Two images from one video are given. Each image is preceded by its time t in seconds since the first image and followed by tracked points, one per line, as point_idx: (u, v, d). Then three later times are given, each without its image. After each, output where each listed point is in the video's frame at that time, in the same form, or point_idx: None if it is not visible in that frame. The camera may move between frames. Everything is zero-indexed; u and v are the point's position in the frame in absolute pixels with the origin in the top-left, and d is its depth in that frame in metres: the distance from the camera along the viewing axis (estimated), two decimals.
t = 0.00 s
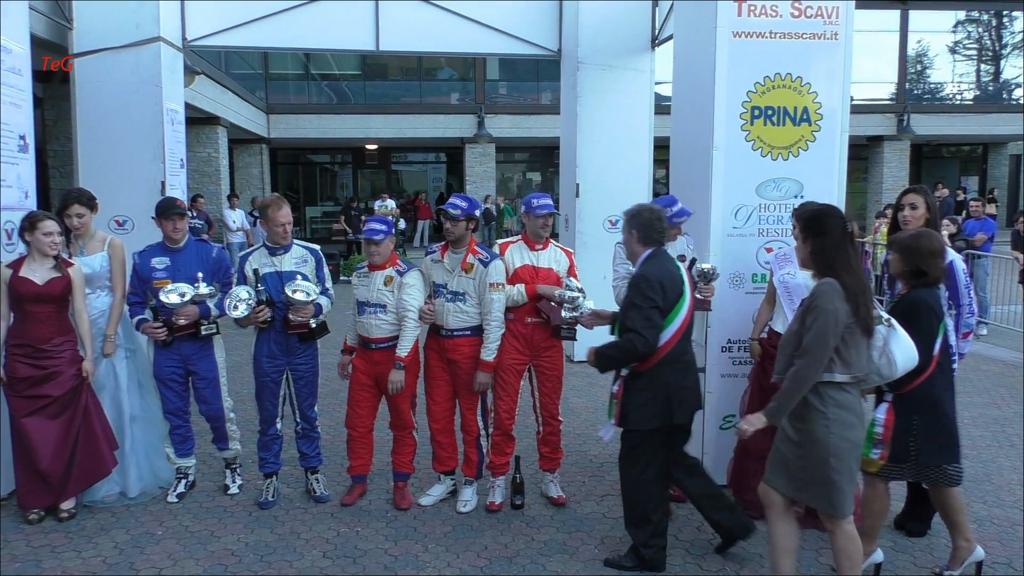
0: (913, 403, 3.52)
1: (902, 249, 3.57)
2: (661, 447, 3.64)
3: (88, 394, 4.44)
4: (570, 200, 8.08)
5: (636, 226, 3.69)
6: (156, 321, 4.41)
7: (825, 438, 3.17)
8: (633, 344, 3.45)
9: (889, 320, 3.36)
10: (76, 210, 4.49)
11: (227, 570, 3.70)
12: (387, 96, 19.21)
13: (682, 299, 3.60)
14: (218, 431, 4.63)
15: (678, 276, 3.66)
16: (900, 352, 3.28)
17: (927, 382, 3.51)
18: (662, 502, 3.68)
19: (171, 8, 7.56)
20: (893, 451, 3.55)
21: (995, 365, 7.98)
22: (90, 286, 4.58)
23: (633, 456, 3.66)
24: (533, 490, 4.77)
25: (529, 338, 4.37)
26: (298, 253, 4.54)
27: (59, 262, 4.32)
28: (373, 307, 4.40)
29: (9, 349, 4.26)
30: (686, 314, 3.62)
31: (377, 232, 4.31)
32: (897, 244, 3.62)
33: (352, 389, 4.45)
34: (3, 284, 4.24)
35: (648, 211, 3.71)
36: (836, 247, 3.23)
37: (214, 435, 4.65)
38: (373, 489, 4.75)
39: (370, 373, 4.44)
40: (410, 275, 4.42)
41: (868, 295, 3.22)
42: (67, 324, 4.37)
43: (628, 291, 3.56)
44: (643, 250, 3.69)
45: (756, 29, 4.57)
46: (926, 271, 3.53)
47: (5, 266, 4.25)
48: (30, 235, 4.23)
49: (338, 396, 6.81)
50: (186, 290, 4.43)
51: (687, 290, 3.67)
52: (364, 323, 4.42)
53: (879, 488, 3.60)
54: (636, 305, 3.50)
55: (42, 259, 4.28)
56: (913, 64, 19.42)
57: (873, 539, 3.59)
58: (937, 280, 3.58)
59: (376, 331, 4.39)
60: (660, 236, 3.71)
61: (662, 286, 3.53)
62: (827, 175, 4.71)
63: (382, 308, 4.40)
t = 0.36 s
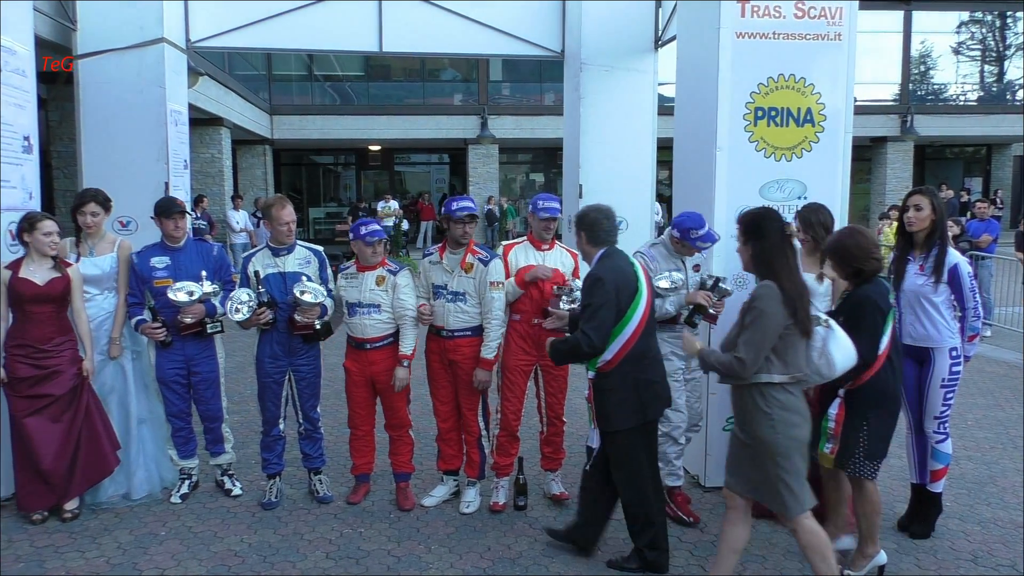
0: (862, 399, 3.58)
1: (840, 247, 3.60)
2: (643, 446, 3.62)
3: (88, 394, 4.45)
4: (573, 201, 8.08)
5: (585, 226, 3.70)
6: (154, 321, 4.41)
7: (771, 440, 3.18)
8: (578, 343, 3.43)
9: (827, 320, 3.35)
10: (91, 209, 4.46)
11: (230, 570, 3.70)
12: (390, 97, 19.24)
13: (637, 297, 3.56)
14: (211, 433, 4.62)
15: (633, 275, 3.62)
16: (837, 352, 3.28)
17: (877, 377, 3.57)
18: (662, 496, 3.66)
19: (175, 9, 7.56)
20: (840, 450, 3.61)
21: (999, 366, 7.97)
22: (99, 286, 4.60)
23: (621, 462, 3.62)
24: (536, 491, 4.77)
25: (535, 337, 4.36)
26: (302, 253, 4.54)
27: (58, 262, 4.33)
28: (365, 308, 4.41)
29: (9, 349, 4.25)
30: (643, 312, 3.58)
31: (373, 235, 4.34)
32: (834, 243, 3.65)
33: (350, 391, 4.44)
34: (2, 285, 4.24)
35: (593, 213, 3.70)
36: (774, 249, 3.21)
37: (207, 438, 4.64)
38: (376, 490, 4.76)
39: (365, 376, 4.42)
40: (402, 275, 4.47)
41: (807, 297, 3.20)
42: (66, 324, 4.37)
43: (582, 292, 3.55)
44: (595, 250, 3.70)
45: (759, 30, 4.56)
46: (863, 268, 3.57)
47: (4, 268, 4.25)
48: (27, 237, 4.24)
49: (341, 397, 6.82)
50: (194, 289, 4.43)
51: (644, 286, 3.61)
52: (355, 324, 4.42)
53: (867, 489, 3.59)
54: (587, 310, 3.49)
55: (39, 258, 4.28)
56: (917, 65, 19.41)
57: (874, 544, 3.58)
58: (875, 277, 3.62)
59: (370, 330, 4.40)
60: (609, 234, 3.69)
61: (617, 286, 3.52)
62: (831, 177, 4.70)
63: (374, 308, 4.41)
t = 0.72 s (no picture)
0: (830, 395, 3.63)
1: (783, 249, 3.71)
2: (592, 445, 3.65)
3: (88, 394, 4.45)
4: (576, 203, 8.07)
5: (558, 223, 3.73)
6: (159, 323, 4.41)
7: (702, 435, 3.22)
8: (559, 334, 3.48)
9: (767, 316, 3.48)
10: (101, 210, 4.47)
11: (234, 571, 3.71)
12: (394, 99, 19.28)
13: (603, 291, 3.64)
14: (217, 436, 4.62)
15: (599, 272, 3.68)
16: (776, 345, 3.37)
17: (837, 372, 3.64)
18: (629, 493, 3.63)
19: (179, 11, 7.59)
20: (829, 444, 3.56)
21: (1005, 367, 7.94)
22: (105, 289, 4.60)
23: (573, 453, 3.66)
24: (539, 492, 4.77)
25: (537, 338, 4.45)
26: (302, 256, 4.55)
27: (56, 266, 4.33)
28: (356, 310, 4.41)
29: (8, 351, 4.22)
30: (605, 310, 3.63)
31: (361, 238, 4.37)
32: (777, 248, 3.76)
33: (347, 394, 4.46)
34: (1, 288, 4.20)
35: (568, 210, 3.74)
36: (715, 245, 3.28)
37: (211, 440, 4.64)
38: (379, 492, 4.76)
39: (359, 378, 4.42)
40: (394, 276, 4.47)
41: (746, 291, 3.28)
42: (65, 325, 4.37)
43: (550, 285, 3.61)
44: (567, 246, 3.75)
45: (762, 32, 4.56)
46: (806, 268, 3.65)
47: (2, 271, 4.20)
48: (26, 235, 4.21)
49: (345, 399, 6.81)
50: (200, 291, 4.44)
51: (608, 284, 3.68)
52: (347, 325, 4.42)
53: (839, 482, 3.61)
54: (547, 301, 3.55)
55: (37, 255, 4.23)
56: (921, 66, 19.40)
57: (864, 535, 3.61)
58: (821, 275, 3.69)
59: (360, 332, 4.40)
60: (582, 232, 3.75)
61: (582, 279, 3.58)
62: (835, 178, 4.69)
63: (367, 310, 4.40)
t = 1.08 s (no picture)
0: (794, 393, 3.66)
1: (765, 245, 3.77)
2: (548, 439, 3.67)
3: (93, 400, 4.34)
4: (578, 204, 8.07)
5: (540, 221, 3.76)
6: (162, 325, 4.44)
7: (644, 426, 3.34)
8: (518, 331, 3.50)
9: (726, 317, 3.50)
10: (100, 212, 4.45)
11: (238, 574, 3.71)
12: (396, 101, 19.30)
13: (571, 288, 3.61)
14: (221, 439, 4.62)
15: (572, 270, 3.66)
16: (730, 347, 3.40)
17: (805, 371, 3.67)
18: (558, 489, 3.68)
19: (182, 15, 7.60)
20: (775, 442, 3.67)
21: (1009, 369, 7.91)
22: (108, 292, 4.59)
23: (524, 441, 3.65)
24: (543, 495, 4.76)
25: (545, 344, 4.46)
26: (303, 257, 4.55)
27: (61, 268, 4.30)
28: (365, 312, 4.42)
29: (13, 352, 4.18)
30: (574, 307, 3.61)
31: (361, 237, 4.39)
32: (760, 242, 3.82)
33: (351, 393, 4.46)
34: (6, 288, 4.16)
35: (550, 209, 3.77)
36: (665, 247, 3.33)
37: (215, 443, 4.64)
38: (382, 494, 4.76)
39: (365, 377, 4.45)
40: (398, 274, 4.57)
41: (695, 292, 3.34)
42: (70, 328, 4.28)
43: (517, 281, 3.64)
44: (546, 244, 3.77)
45: (765, 33, 4.57)
46: (781, 267, 3.74)
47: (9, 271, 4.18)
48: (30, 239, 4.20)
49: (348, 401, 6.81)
50: (201, 293, 4.45)
51: (580, 282, 3.64)
52: (353, 328, 4.43)
53: (803, 480, 3.62)
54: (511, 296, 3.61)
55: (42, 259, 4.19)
56: (923, 67, 19.37)
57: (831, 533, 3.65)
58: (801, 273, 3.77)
59: (370, 333, 4.42)
60: (564, 231, 3.76)
61: (547, 276, 3.57)
62: (837, 179, 4.69)
63: (376, 310, 4.44)
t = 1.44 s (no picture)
0: (771, 395, 3.68)
1: (760, 244, 3.78)
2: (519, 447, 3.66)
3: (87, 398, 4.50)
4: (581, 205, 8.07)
5: (512, 223, 3.71)
6: (165, 326, 4.44)
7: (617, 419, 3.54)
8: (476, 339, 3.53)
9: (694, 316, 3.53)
10: (101, 213, 4.46)
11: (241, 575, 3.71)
12: (398, 103, 19.32)
13: (535, 294, 3.56)
14: (224, 440, 4.61)
15: (540, 275, 3.61)
16: (692, 350, 3.44)
17: (786, 374, 3.67)
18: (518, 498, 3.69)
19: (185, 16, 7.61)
20: (755, 439, 3.76)
21: (1014, 370, 7.89)
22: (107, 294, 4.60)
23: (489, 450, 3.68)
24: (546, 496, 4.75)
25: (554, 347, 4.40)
26: (306, 258, 4.56)
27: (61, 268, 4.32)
28: (385, 311, 4.46)
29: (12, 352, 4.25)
30: (540, 312, 3.57)
31: (373, 237, 4.43)
32: (756, 240, 3.84)
33: (363, 393, 4.47)
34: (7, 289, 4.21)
35: (524, 210, 3.70)
36: (627, 250, 3.47)
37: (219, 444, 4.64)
38: (384, 495, 4.75)
39: (380, 377, 4.47)
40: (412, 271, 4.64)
41: (655, 291, 3.45)
42: (69, 329, 4.35)
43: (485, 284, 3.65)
44: (518, 248, 3.72)
45: (767, 34, 4.56)
46: (773, 268, 3.75)
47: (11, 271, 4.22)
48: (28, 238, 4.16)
49: (350, 402, 6.81)
50: (206, 295, 4.43)
51: (547, 287, 3.58)
52: (375, 328, 4.45)
53: (762, 481, 3.72)
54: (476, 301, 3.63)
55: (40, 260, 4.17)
56: (926, 69, 19.39)
57: (763, 537, 3.68)
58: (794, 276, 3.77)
59: (390, 332, 4.46)
60: (538, 233, 3.69)
61: (511, 283, 3.55)
62: (840, 180, 4.68)
63: (395, 310, 4.48)
